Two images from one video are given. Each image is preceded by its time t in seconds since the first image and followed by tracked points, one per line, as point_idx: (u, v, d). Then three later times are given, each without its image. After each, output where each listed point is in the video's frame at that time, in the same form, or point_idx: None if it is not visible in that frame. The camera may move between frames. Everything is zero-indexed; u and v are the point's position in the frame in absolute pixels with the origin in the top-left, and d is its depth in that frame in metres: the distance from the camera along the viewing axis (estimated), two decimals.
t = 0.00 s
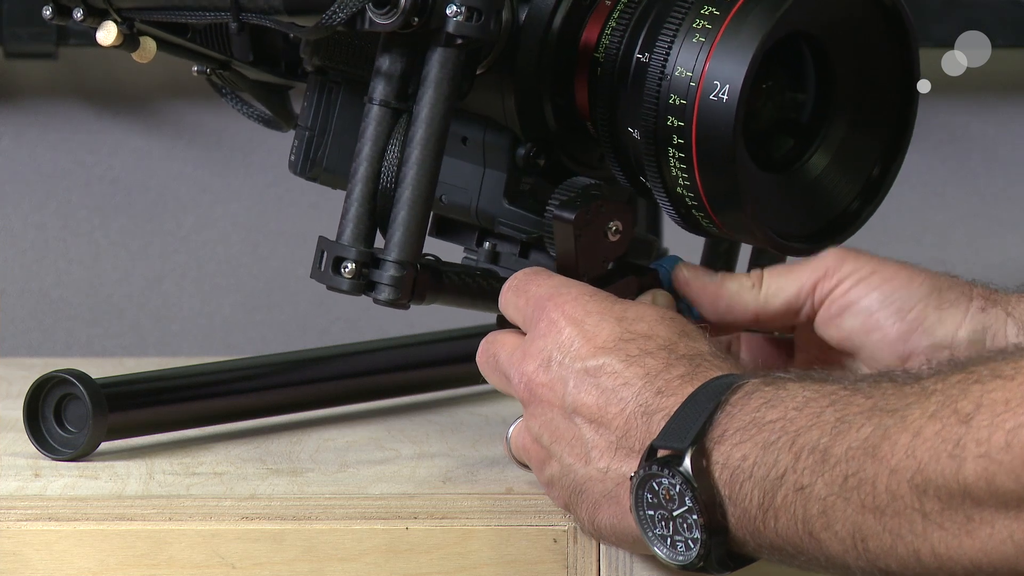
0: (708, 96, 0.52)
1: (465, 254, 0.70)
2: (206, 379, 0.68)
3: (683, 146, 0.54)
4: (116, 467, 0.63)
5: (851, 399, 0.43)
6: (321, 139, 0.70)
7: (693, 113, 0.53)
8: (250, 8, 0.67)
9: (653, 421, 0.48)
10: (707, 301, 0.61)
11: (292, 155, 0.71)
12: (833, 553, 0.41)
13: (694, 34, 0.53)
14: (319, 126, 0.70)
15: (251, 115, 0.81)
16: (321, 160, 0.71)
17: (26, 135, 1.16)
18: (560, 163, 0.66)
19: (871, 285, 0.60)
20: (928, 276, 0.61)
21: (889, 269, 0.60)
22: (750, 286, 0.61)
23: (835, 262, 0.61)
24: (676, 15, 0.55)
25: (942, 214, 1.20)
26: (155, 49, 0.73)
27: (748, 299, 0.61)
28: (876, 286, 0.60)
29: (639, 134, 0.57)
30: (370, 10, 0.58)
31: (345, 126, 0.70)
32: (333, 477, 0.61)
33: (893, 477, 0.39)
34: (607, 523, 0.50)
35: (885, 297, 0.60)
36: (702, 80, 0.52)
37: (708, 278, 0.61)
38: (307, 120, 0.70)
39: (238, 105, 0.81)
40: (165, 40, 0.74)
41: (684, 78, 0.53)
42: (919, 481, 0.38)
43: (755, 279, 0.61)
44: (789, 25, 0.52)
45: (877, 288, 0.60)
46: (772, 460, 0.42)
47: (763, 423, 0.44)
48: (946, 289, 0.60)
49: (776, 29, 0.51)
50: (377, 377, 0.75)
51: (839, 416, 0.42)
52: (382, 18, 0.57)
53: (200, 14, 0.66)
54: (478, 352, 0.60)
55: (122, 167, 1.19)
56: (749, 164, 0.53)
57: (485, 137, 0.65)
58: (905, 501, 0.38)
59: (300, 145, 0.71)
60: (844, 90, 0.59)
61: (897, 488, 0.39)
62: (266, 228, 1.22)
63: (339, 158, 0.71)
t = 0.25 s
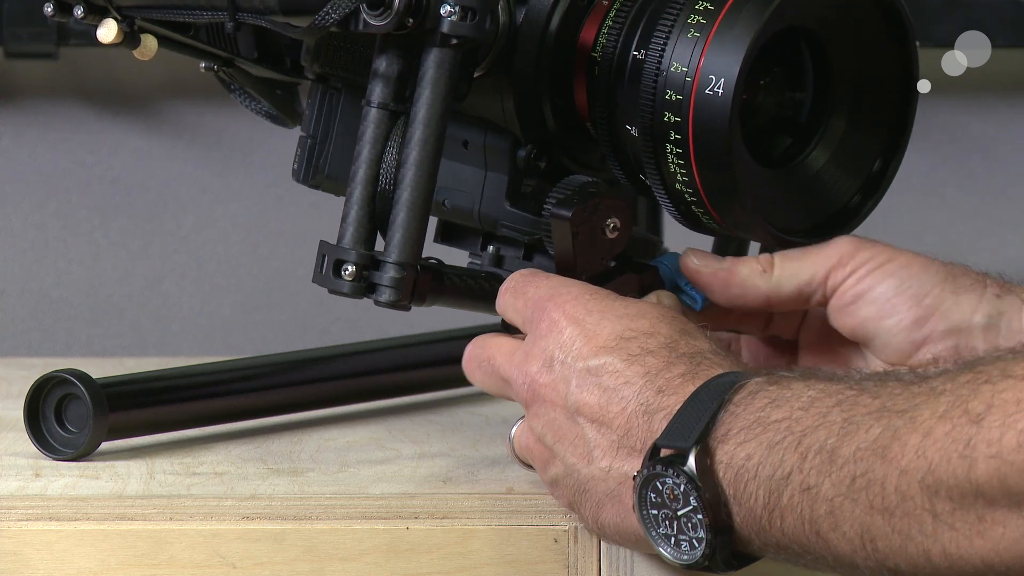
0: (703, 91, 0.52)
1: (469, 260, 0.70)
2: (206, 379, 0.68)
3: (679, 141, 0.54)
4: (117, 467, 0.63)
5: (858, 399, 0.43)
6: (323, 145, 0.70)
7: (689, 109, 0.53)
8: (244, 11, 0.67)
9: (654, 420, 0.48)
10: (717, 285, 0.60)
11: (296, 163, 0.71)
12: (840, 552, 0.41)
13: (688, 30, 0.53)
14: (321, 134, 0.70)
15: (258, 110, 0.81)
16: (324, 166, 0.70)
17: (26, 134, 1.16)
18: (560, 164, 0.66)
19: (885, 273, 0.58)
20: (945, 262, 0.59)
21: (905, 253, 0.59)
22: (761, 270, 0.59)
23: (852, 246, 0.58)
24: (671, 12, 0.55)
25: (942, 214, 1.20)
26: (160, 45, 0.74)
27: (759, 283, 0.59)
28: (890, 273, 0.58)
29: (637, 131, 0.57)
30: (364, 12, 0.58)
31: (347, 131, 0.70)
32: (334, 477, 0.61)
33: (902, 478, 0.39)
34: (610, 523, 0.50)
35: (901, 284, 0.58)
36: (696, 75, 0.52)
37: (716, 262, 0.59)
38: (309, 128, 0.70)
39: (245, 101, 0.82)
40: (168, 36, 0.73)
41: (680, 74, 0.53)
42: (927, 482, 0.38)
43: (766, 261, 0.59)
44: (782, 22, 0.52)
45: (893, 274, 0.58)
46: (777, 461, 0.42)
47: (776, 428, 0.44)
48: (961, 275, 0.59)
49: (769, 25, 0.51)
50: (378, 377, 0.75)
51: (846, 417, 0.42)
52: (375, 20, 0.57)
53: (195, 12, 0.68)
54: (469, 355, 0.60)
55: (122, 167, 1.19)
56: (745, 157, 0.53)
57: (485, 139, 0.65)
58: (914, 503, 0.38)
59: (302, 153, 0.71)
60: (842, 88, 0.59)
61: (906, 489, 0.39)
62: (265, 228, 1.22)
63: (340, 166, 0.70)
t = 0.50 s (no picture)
0: (700, 100, 0.52)
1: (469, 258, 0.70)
2: (206, 379, 0.68)
3: (677, 149, 0.54)
4: (117, 467, 0.63)
5: (911, 415, 0.40)
6: (322, 147, 0.71)
7: (686, 117, 0.53)
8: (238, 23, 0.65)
9: (700, 428, 0.44)
10: (726, 310, 0.59)
11: (295, 162, 0.72)
12: (899, 568, 0.39)
13: (685, 37, 0.53)
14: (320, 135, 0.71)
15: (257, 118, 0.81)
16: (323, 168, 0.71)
17: (26, 134, 1.16)
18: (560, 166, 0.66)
19: (894, 286, 0.60)
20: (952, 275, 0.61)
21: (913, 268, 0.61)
22: (768, 291, 0.60)
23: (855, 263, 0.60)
24: (668, 18, 0.55)
25: (943, 214, 1.20)
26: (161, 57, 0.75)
27: (768, 304, 0.60)
28: (899, 286, 0.60)
29: (635, 139, 0.57)
30: (360, 23, 0.58)
31: (346, 132, 0.70)
32: (334, 477, 0.61)
33: (959, 497, 0.37)
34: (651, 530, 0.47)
35: (910, 297, 0.60)
36: (693, 83, 0.52)
37: (726, 287, 0.59)
38: (308, 130, 0.70)
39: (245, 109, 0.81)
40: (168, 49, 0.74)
41: (676, 81, 0.53)
42: (988, 500, 0.37)
43: (771, 283, 0.60)
44: (782, 27, 0.52)
45: (903, 286, 0.60)
46: (832, 473, 0.40)
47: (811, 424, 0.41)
48: (967, 287, 0.61)
49: (767, 31, 0.51)
50: (377, 377, 0.75)
51: (900, 433, 0.40)
52: (372, 31, 0.57)
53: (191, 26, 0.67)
54: (469, 370, 0.55)
55: (122, 167, 1.19)
56: (743, 165, 0.53)
57: (484, 143, 0.66)
58: (967, 520, 0.37)
59: (301, 154, 0.71)
60: (840, 91, 0.59)
61: (960, 506, 0.37)
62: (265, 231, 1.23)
63: (340, 167, 0.71)
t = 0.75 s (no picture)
0: (710, 101, 0.52)
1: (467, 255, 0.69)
2: (206, 379, 0.68)
3: (685, 150, 0.54)
4: (117, 467, 0.63)
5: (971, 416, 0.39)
6: (323, 143, 0.70)
7: (695, 118, 0.53)
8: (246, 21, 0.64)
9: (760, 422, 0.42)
10: (731, 307, 0.61)
11: (293, 159, 0.71)
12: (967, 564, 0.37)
13: (695, 38, 0.54)
14: (320, 130, 0.70)
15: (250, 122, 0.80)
16: (323, 163, 0.70)
17: (26, 134, 1.16)
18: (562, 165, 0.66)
19: (899, 289, 0.58)
20: (959, 279, 0.58)
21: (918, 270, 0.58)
22: (773, 290, 0.60)
23: (860, 266, 0.59)
24: (677, 20, 0.55)
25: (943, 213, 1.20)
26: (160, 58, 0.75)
27: (772, 304, 0.60)
28: (905, 289, 0.57)
29: (642, 139, 0.58)
30: (369, 17, 0.57)
31: (348, 130, 0.70)
32: (334, 477, 0.61)
33: None
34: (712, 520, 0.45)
35: (915, 301, 0.57)
36: (703, 85, 0.53)
37: (731, 285, 0.61)
38: (307, 126, 0.70)
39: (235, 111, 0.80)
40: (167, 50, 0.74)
41: (686, 84, 0.54)
42: None
43: (777, 284, 0.61)
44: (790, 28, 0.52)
45: (908, 290, 0.57)
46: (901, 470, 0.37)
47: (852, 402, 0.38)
48: (974, 293, 0.57)
49: (779, 32, 0.51)
50: (377, 377, 0.75)
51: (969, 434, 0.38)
52: (382, 27, 0.57)
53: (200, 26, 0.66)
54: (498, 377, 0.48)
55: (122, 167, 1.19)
56: (750, 169, 0.53)
57: (487, 140, 0.65)
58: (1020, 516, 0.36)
59: (300, 150, 0.70)
60: (843, 91, 0.59)
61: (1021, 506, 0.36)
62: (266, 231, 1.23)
63: (340, 163, 0.70)
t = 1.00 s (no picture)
0: (719, 85, 0.52)
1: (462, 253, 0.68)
2: (206, 380, 0.68)
3: (692, 135, 0.54)
4: (117, 467, 0.63)
5: None
6: (324, 134, 0.69)
7: (704, 102, 0.53)
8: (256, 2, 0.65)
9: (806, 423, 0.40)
10: (732, 300, 0.61)
11: (292, 153, 0.70)
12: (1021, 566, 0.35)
13: (705, 24, 0.54)
14: (321, 121, 0.69)
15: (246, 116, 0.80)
16: (324, 156, 0.69)
17: (26, 134, 1.16)
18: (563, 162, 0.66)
19: (901, 290, 0.58)
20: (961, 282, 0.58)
21: (921, 272, 0.58)
22: (775, 286, 0.60)
23: (863, 266, 0.59)
24: (686, 10, 0.56)
25: (943, 214, 1.20)
26: (162, 40, 0.71)
27: (774, 300, 0.60)
28: (907, 291, 0.57)
29: (649, 125, 0.58)
30: None
31: (350, 124, 0.69)
32: (333, 477, 0.61)
33: None
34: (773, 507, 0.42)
35: (918, 303, 0.57)
36: (713, 69, 0.53)
37: (733, 277, 0.60)
38: (309, 117, 0.69)
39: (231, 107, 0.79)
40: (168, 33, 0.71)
41: (695, 68, 0.54)
42: None
43: (779, 278, 0.60)
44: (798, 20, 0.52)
45: (911, 291, 0.57)
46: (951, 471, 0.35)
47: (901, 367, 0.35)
48: (977, 295, 0.57)
49: (787, 21, 0.51)
50: (378, 377, 0.75)
51: None
52: (393, 5, 0.56)
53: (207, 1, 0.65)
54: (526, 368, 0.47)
55: (122, 167, 1.19)
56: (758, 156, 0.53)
57: (489, 132, 0.64)
58: None
59: (300, 142, 0.69)
60: (848, 86, 0.59)
61: None
62: (267, 230, 1.23)
63: (342, 155, 0.69)
